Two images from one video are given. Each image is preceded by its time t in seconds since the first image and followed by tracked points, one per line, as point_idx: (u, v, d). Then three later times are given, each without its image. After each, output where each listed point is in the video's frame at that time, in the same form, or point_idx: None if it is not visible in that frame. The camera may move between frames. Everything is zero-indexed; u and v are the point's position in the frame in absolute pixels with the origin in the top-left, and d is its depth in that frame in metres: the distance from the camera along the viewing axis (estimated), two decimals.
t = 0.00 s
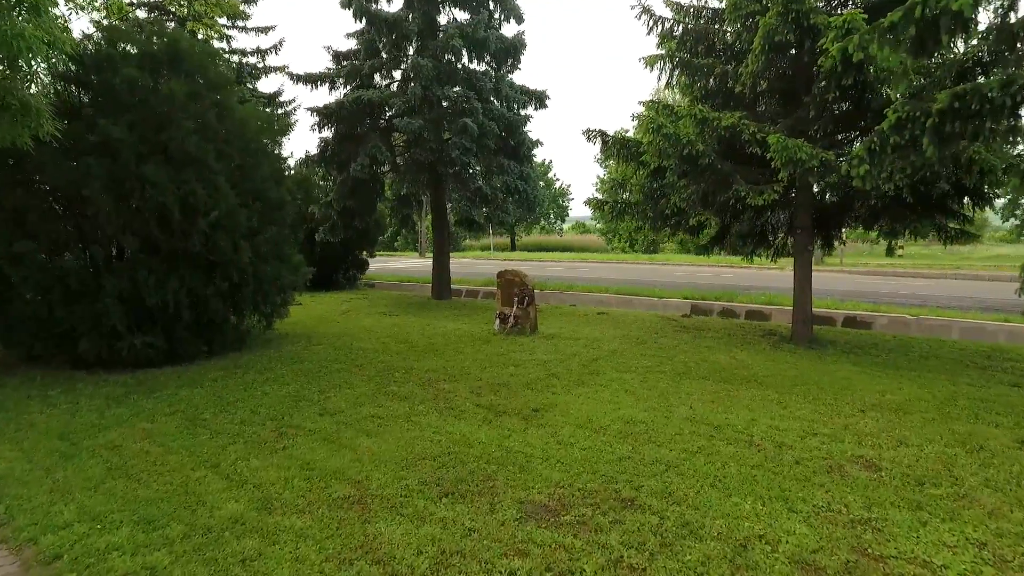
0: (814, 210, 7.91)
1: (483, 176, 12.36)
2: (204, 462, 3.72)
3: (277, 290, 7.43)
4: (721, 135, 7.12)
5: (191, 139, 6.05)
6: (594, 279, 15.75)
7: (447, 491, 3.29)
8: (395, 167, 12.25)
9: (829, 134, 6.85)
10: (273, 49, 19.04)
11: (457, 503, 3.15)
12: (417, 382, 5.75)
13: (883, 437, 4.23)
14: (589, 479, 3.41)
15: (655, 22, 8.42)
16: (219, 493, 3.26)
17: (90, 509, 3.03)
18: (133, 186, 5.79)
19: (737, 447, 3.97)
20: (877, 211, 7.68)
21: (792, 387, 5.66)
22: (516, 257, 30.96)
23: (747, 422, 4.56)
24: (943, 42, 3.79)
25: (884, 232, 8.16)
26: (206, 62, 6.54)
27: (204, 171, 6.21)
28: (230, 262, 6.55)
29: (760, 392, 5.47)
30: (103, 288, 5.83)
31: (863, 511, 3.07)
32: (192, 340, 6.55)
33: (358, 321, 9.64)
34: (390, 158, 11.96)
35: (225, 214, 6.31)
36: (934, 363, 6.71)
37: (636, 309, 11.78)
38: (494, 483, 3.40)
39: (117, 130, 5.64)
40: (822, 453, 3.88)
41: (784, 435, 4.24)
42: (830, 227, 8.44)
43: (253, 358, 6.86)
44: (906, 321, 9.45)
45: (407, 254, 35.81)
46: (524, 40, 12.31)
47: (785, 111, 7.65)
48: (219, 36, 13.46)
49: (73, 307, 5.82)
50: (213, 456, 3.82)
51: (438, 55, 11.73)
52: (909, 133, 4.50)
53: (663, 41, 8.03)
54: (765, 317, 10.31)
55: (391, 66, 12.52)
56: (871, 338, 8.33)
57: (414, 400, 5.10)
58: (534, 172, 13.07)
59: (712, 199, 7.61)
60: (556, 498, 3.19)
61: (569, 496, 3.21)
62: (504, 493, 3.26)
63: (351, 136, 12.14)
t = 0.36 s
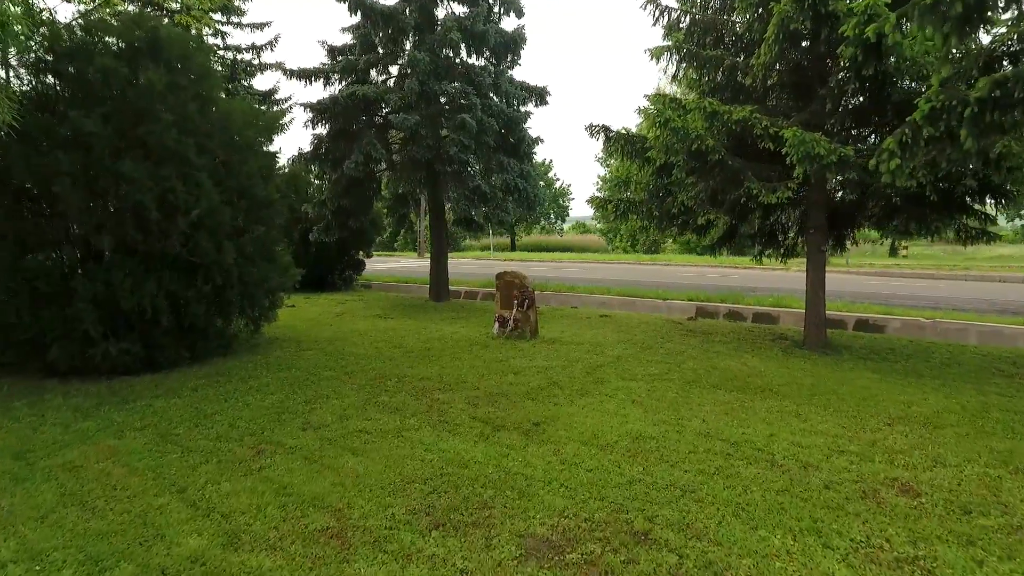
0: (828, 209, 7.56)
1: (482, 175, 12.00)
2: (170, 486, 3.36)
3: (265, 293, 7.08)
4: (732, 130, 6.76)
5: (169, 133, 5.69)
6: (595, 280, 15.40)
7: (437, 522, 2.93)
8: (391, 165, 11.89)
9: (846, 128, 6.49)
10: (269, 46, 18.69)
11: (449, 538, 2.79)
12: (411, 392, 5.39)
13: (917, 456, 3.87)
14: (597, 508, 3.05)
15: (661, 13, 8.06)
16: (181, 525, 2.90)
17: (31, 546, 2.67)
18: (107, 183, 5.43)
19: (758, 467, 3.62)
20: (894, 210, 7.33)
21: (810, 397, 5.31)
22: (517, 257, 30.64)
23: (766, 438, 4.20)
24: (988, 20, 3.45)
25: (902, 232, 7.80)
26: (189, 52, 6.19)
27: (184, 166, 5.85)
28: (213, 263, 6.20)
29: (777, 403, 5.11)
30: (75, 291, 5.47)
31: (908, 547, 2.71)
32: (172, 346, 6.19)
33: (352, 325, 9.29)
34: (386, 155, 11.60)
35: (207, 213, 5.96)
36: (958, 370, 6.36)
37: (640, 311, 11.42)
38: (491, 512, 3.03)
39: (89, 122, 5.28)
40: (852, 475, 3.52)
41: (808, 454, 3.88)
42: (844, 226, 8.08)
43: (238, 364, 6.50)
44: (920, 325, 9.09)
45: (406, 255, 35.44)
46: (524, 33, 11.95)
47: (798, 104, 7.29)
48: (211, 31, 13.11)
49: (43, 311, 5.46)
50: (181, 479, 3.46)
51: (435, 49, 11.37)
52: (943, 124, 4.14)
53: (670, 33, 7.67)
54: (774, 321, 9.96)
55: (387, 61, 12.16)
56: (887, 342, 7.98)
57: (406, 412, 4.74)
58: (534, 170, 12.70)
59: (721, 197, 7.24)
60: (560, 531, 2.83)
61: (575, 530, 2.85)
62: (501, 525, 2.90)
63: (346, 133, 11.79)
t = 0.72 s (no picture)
0: (842, 207, 7.21)
1: (480, 173, 11.64)
2: (127, 517, 3.01)
3: (251, 296, 6.73)
4: (743, 123, 6.42)
5: (145, 127, 5.34)
6: (596, 281, 15.05)
7: (424, 563, 2.58)
8: (387, 163, 11.54)
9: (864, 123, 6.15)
10: (263, 42, 18.32)
11: None
12: (402, 404, 5.03)
13: (955, 479, 3.51)
14: (606, 547, 2.70)
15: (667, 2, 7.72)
16: (132, 568, 2.55)
17: None
18: (77, 180, 5.08)
19: (782, 494, 3.26)
20: (911, 208, 6.98)
21: (830, 409, 4.96)
22: (516, 257, 30.26)
23: (789, 458, 3.84)
24: None
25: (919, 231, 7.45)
26: (168, 41, 5.84)
27: (162, 162, 5.50)
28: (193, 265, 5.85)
29: (795, 416, 4.76)
30: (42, 296, 5.12)
31: None
32: (150, 353, 5.85)
33: (345, 329, 8.95)
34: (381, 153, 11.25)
35: (187, 211, 5.60)
36: (982, 377, 6.01)
37: (643, 314, 11.07)
38: (485, 550, 2.68)
39: (56, 114, 4.93)
40: (888, 503, 3.17)
41: (837, 477, 3.53)
42: (857, 225, 7.73)
43: (220, 372, 6.15)
44: (936, 328, 8.73)
45: (404, 254, 35.10)
46: (524, 27, 11.60)
47: (811, 97, 6.94)
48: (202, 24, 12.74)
49: (8, 316, 5.11)
50: (141, 508, 3.11)
51: (432, 43, 11.02)
52: (981, 114, 3.79)
53: (676, 23, 7.33)
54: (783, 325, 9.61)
55: (383, 56, 11.83)
56: (903, 347, 7.63)
57: (396, 428, 4.39)
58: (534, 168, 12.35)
59: (730, 195, 6.89)
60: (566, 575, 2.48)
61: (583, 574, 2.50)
62: (497, 567, 2.55)
63: (340, 130, 11.44)
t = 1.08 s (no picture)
0: (858, 206, 6.86)
1: (478, 172, 11.29)
2: (72, 556, 2.66)
3: (235, 300, 6.38)
4: (754, 118, 6.08)
5: (116, 120, 4.99)
6: (598, 282, 14.71)
7: None
8: (382, 161, 11.19)
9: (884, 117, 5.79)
10: (257, 38, 17.95)
11: None
12: (391, 418, 4.68)
13: (1002, 508, 3.16)
14: None
15: None
16: None
17: None
18: (42, 177, 4.73)
19: (811, 529, 2.91)
20: (930, 208, 6.63)
21: (851, 424, 4.61)
22: (517, 257, 29.92)
23: (814, 482, 3.50)
24: None
25: (937, 232, 7.10)
26: (143, 29, 5.48)
27: (135, 157, 5.15)
28: (169, 269, 5.46)
29: (815, 432, 4.41)
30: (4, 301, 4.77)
31: None
32: (124, 361, 5.50)
33: (337, 333, 8.61)
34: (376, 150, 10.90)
35: (163, 211, 5.25)
36: (1010, 387, 5.66)
37: (647, 317, 10.73)
38: None
39: (18, 105, 4.57)
40: (930, 538, 2.82)
41: (869, 506, 3.18)
42: (873, 225, 7.38)
43: (201, 381, 5.80)
44: (952, 333, 8.37)
45: (403, 254, 34.76)
46: (523, 21, 11.24)
47: (825, 91, 6.59)
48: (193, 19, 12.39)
49: None
50: (89, 545, 2.76)
51: (428, 37, 10.67)
52: None
53: (683, 13, 6.98)
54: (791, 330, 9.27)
55: (378, 51, 11.47)
56: (920, 353, 7.29)
57: (382, 445, 4.03)
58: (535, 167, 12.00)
59: (741, 194, 6.55)
60: None
61: None
62: None
63: (334, 127, 11.09)
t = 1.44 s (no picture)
0: (874, 204, 6.51)
1: (476, 170, 10.94)
2: None
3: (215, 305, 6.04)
4: (767, 112, 5.73)
5: (84, 112, 4.65)
6: (598, 284, 14.36)
7: None
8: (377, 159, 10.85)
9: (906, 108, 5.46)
10: (251, 35, 17.58)
11: None
12: (378, 433, 4.34)
13: None
14: None
15: None
16: None
17: None
18: (2, 172, 4.39)
19: (847, 571, 2.57)
20: (951, 204, 6.29)
21: (875, 440, 4.27)
22: (516, 258, 29.58)
23: (842, 509, 3.16)
24: None
25: (957, 232, 6.76)
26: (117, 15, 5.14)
27: (105, 152, 4.81)
28: (142, 272, 5.16)
29: (838, 450, 4.07)
30: None
31: None
32: (96, 370, 5.16)
33: (328, 338, 8.28)
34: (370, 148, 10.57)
35: (136, 209, 4.91)
36: None
37: (650, 320, 10.38)
38: None
39: None
40: None
41: (908, 540, 2.85)
42: (888, 225, 7.04)
43: (179, 391, 5.46)
44: (969, 337, 8.03)
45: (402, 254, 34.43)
46: (522, 14, 10.91)
47: (841, 84, 6.25)
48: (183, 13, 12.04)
49: None
50: None
51: (424, 30, 10.33)
52: None
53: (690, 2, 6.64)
54: (800, 334, 8.93)
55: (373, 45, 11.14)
56: (939, 358, 6.94)
57: (366, 466, 3.69)
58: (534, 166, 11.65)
59: (751, 192, 6.20)
60: None
61: None
62: None
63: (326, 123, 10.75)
